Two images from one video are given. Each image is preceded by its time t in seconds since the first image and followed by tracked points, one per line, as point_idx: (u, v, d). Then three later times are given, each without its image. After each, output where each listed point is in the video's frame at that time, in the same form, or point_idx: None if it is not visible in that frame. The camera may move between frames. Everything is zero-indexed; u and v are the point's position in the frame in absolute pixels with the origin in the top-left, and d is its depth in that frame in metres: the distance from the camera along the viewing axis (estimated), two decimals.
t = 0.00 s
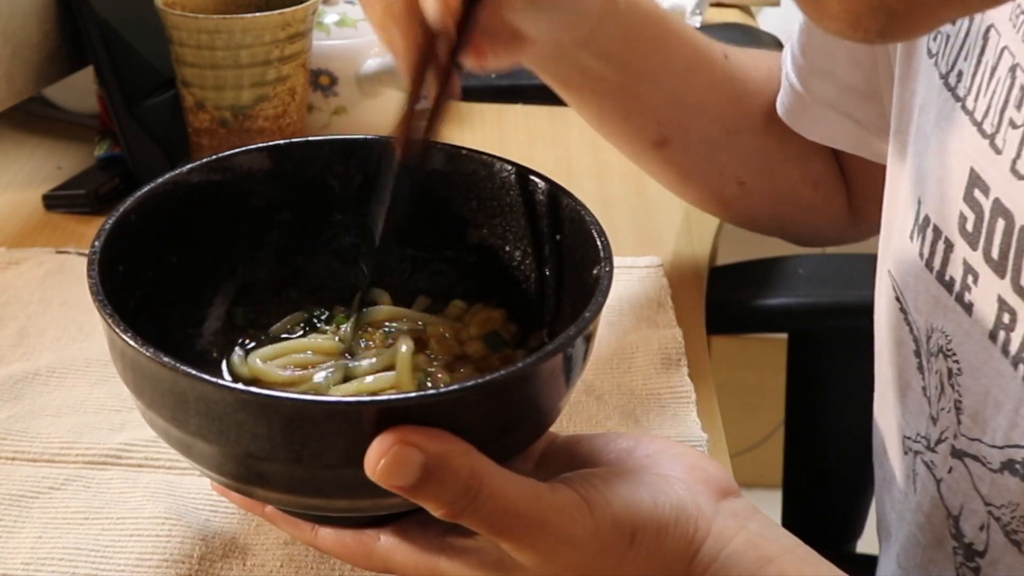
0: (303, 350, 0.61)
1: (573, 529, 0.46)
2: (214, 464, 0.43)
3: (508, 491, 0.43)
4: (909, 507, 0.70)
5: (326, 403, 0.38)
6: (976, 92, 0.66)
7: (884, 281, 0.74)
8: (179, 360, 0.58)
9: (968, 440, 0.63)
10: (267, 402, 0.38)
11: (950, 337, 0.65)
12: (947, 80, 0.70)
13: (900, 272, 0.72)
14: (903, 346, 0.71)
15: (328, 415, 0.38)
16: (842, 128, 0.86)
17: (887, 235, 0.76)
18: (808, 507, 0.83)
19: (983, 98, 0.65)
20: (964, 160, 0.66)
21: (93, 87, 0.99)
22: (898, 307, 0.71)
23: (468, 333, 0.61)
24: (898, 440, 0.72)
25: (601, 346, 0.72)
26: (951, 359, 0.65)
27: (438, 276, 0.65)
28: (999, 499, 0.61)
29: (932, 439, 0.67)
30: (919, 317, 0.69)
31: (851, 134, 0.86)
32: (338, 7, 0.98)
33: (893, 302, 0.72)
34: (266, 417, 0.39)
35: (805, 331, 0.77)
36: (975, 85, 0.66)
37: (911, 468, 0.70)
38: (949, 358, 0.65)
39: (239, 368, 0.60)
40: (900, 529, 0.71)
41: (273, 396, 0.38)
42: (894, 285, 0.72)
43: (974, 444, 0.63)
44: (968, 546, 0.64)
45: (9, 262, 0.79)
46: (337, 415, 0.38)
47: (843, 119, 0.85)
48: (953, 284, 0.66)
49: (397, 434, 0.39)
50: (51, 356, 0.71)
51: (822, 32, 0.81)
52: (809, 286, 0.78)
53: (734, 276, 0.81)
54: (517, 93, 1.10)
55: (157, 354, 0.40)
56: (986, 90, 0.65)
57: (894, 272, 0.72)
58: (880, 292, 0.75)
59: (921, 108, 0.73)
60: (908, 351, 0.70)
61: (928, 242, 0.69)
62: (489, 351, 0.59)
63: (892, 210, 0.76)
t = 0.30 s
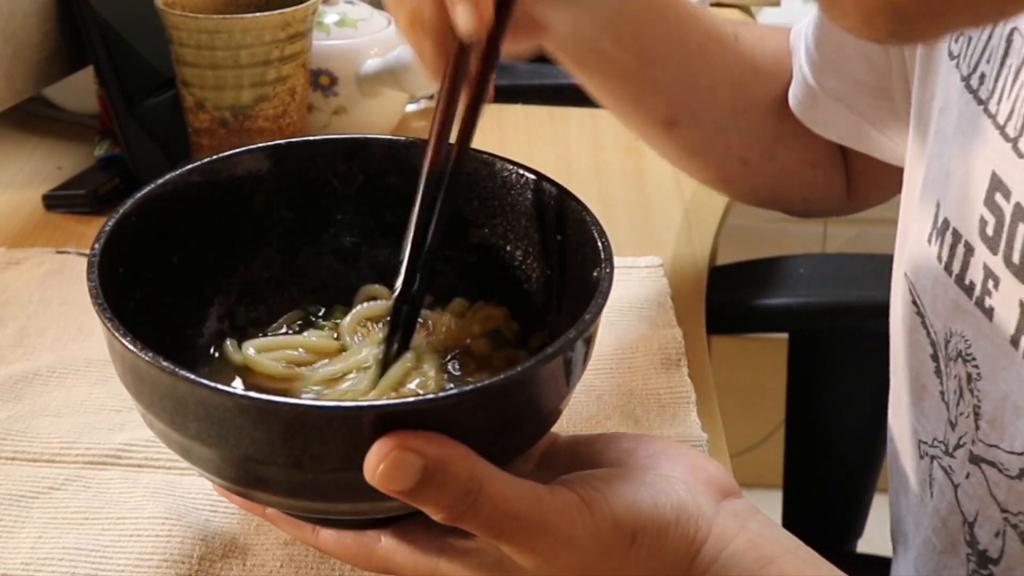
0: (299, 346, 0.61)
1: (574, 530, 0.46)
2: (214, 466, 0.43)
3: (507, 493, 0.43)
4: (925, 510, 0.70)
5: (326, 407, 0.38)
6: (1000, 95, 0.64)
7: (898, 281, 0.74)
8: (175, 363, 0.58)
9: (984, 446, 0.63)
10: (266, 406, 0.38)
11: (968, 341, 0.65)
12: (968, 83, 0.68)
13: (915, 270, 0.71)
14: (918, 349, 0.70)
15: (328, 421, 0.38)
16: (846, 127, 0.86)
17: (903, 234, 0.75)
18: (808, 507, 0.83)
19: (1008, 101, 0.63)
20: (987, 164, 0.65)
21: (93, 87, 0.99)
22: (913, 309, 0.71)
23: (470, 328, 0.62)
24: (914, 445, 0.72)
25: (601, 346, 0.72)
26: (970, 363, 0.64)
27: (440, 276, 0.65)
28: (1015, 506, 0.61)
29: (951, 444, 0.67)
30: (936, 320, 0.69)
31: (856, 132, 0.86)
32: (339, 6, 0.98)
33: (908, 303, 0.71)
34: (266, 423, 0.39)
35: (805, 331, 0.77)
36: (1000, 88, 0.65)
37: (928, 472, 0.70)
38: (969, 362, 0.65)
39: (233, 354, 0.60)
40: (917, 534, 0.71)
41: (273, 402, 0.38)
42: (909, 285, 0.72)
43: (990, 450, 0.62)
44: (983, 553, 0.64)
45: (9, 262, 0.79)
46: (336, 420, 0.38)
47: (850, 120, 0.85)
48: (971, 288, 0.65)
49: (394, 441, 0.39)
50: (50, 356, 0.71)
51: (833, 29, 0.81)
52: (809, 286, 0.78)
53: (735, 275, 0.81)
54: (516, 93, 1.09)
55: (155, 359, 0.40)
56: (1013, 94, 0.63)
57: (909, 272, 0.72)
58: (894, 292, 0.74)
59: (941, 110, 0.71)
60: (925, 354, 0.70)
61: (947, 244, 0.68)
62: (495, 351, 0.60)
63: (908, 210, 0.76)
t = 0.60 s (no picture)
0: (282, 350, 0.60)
1: (573, 531, 0.46)
2: (214, 467, 0.43)
3: (507, 495, 0.43)
4: (936, 507, 0.70)
5: (324, 410, 0.38)
6: (1007, 91, 0.63)
7: (907, 278, 0.73)
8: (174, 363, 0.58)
9: (990, 441, 0.63)
10: (266, 407, 0.38)
11: (974, 337, 0.64)
12: (975, 80, 0.66)
13: (921, 268, 0.71)
14: (927, 346, 0.70)
15: (328, 421, 0.38)
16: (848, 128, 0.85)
17: (911, 232, 0.75)
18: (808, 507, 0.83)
19: (1014, 97, 0.62)
20: (993, 161, 0.63)
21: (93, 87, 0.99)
22: (922, 306, 0.70)
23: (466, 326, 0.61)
24: (918, 441, 0.72)
25: (601, 346, 0.72)
26: (976, 359, 0.64)
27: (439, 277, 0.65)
28: (1019, 501, 0.61)
29: (959, 439, 0.67)
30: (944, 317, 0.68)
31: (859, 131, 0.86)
32: (339, 6, 0.98)
33: (917, 300, 0.71)
34: (266, 423, 0.39)
35: (805, 332, 0.77)
36: (1006, 85, 0.63)
37: (935, 468, 0.70)
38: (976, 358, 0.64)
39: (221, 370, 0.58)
40: (927, 529, 0.71)
41: (272, 403, 0.38)
42: (917, 282, 0.71)
43: (996, 445, 0.62)
44: (992, 546, 0.64)
45: (9, 262, 0.79)
46: (336, 421, 0.38)
47: (856, 120, 0.85)
48: (978, 285, 0.64)
49: (394, 442, 0.39)
50: (51, 355, 0.71)
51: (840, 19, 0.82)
52: (809, 286, 0.78)
53: (735, 275, 0.81)
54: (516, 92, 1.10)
55: (155, 359, 0.40)
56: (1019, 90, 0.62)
57: (917, 270, 0.72)
58: (902, 289, 0.74)
59: (951, 109, 0.70)
60: (932, 350, 0.69)
61: (954, 241, 0.67)
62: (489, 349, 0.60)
63: (915, 207, 0.75)
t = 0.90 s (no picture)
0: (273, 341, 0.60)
1: (573, 530, 0.46)
2: (213, 465, 0.43)
3: (507, 492, 0.43)
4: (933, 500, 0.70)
5: (324, 405, 0.38)
6: (1005, 86, 0.63)
7: (906, 273, 0.73)
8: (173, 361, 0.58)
9: (989, 432, 0.63)
10: (265, 404, 0.38)
11: (973, 330, 0.64)
12: (975, 75, 0.66)
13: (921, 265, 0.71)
14: (925, 340, 0.70)
15: (326, 418, 0.38)
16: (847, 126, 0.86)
17: (907, 228, 0.75)
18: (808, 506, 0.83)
19: (1011, 92, 0.62)
20: (989, 155, 0.63)
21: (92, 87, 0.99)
22: (922, 302, 0.70)
23: (466, 329, 0.61)
24: (916, 434, 0.72)
25: (600, 346, 0.72)
26: (975, 352, 0.64)
27: (439, 276, 0.65)
28: (1016, 491, 0.61)
29: (958, 431, 0.67)
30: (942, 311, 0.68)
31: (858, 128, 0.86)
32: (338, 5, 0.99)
33: (916, 296, 0.71)
34: (266, 420, 0.39)
35: (805, 331, 0.77)
36: (1004, 81, 0.63)
37: (934, 461, 0.70)
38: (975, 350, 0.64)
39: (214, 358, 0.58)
40: (924, 523, 0.71)
41: (272, 399, 0.38)
42: (916, 278, 0.71)
43: (994, 436, 0.62)
44: (987, 537, 0.64)
45: (9, 262, 0.79)
46: (336, 417, 0.38)
47: (851, 112, 0.85)
48: (976, 277, 0.64)
49: (396, 436, 0.39)
50: (51, 356, 0.71)
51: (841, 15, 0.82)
52: (809, 286, 0.78)
53: (734, 276, 0.81)
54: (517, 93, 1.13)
55: (154, 356, 0.40)
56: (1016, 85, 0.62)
57: (916, 266, 0.71)
58: (900, 285, 0.74)
59: (950, 104, 0.70)
60: (930, 344, 0.69)
61: (952, 235, 0.67)
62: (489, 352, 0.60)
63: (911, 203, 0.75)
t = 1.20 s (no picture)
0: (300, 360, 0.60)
1: (573, 531, 0.46)
2: (214, 465, 0.43)
3: (507, 493, 0.43)
4: (945, 498, 0.70)
5: (324, 406, 0.38)
6: (1015, 88, 0.62)
7: (914, 274, 0.73)
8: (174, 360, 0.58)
9: (995, 433, 0.63)
10: (266, 403, 0.38)
11: (980, 331, 0.64)
12: (985, 76, 0.66)
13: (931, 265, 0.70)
14: (936, 340, 0.70)
15: (329, 418, 0.38)
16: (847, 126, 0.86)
17: (914, 229, 0.74)
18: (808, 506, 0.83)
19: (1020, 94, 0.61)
20: (1000, 156, 0.63)
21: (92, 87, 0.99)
22: (932, 301, 0.70)
23: (473, 324, 0.61)
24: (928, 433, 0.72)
25: (600, 346, 0.72)
26: (981, 353, 0.64)
27: (439, 276, 0.65)
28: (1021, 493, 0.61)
29: (967, 431, 0.67)
30: (951, 311, 0.68)
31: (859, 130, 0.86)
32: (339, 6, 0.97)
33: (926, 296, 0.71)
34: (266, 419, 0.39)
35: (805, 331, 0.77)
36: (1014, 82, 0.62)
37: (945, 460, 0.70)
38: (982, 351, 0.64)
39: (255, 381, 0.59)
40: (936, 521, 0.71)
41: (272, 399, 0.38)
42: (926, 278, 0.71)
43: (1001, 438, 0.63)
44: (994, 539, 0.64)
45: (9, 262, 0.79)
46: (337, 417, 0.38)
47: (862, 109, 0.85)
48: (983, 279, 0.64)
49: (395, 438, 0.39)
50: (50, 356, 0.71)
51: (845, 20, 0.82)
52: (808, 286, 0.78)
53: (734, 276, 0.81)
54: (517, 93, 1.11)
55: (155, 355, 0.40)
56: None
57: (926, 265, 0.71)
58: (905, 285, 0.73)
59: (959, 104, 0.69)
60: (941, 344, 0.69)
61: (960, 235, 0.67)
62: (498, 346, 0.59)
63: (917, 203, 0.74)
